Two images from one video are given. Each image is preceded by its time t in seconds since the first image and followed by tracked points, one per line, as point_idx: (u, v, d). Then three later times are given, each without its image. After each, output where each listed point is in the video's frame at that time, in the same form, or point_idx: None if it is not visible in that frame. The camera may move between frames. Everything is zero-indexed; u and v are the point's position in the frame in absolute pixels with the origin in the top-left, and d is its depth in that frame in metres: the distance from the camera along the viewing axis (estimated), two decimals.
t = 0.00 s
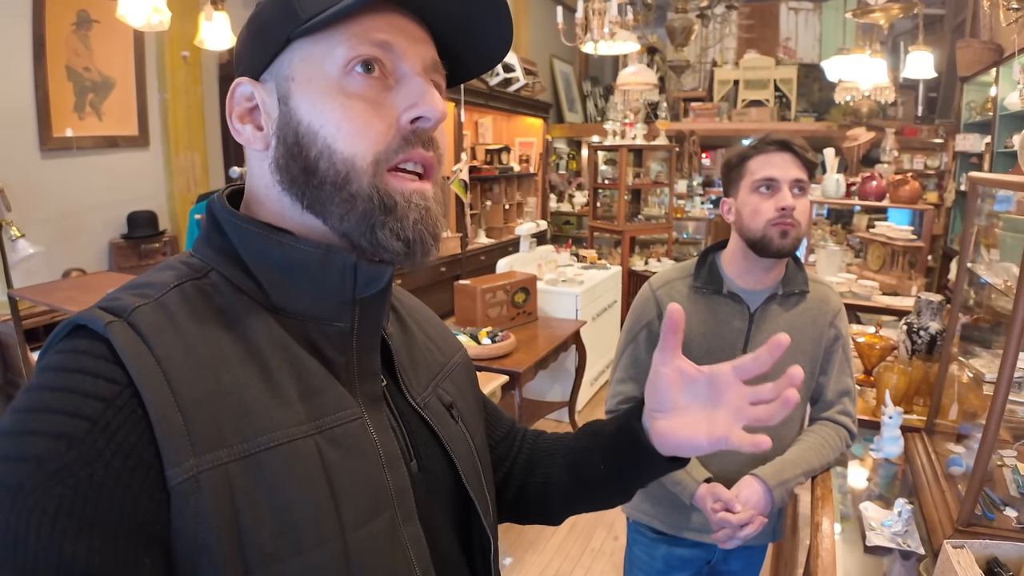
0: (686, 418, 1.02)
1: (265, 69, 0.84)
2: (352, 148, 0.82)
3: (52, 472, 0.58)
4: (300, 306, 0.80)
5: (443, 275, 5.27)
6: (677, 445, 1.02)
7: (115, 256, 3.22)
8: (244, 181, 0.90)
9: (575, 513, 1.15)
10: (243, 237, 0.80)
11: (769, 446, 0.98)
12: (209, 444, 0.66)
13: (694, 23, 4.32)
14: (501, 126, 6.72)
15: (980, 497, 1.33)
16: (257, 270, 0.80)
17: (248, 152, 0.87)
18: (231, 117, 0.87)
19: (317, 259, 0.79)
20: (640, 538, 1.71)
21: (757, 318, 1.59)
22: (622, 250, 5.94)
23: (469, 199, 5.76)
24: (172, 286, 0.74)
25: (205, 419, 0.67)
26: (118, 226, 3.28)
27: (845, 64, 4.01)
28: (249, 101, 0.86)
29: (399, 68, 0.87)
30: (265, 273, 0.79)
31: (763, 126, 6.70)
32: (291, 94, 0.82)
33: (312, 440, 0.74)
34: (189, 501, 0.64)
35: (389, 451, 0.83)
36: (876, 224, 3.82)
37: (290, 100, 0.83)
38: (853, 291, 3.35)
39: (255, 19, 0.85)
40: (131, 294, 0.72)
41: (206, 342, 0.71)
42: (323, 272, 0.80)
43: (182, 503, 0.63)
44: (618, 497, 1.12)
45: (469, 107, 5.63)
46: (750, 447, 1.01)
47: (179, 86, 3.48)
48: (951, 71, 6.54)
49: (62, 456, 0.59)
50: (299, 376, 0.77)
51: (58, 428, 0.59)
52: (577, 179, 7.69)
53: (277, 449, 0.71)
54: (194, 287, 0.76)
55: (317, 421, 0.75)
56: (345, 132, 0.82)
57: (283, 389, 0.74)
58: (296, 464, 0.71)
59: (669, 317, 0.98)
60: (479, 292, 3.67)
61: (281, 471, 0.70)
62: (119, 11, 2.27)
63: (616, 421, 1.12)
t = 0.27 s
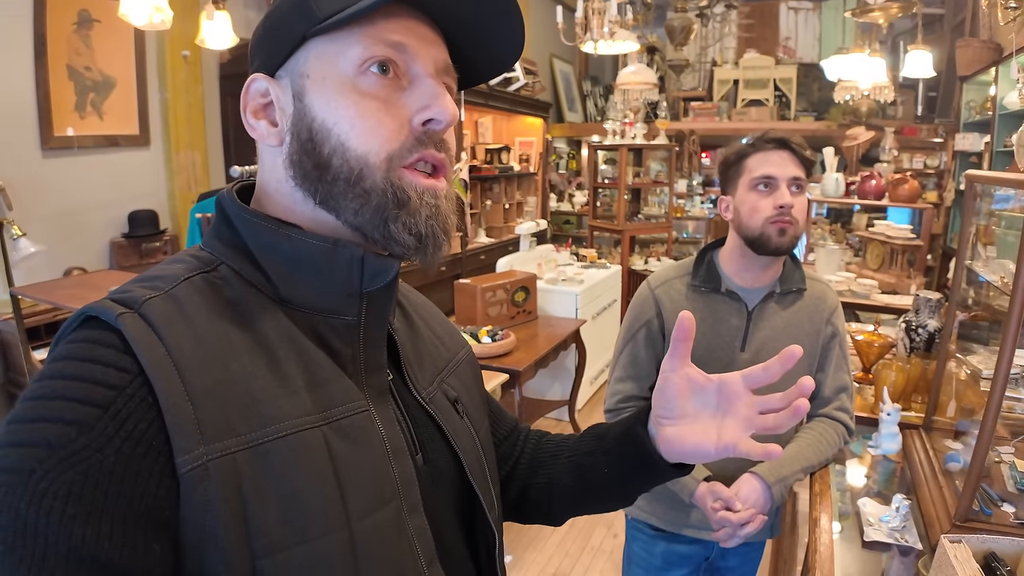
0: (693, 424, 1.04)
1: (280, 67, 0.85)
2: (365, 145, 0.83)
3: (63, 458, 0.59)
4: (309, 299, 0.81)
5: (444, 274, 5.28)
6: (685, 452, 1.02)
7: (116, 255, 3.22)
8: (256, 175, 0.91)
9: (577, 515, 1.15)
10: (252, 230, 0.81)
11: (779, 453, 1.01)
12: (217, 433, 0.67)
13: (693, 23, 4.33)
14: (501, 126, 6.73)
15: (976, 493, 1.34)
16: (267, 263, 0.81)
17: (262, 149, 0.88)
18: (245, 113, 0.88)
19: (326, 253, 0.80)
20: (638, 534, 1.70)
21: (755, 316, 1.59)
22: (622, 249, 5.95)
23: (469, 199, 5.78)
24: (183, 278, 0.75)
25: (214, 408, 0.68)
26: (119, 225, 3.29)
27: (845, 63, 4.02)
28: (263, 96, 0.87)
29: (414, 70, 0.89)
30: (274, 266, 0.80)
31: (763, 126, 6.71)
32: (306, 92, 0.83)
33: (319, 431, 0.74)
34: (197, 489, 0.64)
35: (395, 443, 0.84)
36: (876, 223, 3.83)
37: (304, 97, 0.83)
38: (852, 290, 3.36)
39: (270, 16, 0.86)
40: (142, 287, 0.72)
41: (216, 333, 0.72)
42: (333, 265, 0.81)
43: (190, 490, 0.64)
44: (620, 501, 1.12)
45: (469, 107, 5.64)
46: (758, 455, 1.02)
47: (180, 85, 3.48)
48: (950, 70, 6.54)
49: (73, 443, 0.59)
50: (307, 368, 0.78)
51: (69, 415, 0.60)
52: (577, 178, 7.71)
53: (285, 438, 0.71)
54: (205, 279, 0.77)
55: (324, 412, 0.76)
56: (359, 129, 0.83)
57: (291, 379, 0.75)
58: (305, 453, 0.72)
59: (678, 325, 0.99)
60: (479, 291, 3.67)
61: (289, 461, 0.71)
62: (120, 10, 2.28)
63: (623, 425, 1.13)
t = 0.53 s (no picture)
0: (702, 450, 1.04)
1: (285, 71, 0.84)
2: (368, 151, 0.82)
3: (65, 454, 0.58)
4: (310, 301, 0.81)
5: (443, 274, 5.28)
6: (691, 477, 1.03)
7: (115, 255, 3.22)
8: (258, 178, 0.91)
9: (573, 527, 1.14)
10: (253, 232, 0.81)
11: (788, 488, 0.99)
12: (217, 431, 0.67)
13: (693, 23, 4.32)
14: (500, 126, 6.73)
15: (975, 494, 1.34)
16: (267, 264, 0.80)
17: (267, 151, 0.88)
18: (251, 115, 0.87)
19: (326, 254, 0.80)
20: (634, 537, 1.70)
21: (752, 317, 1.58)
22: (622, 249, 5.95)
23: (468, 199, 5.77)
24: (183, 278, 0.75)
25: (215, 405, 0.67)
26: (117, 225, 3.28)
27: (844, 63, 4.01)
28: (268, 100, 0.86)
29: (420, 78, 0.88)
30: (275, 267, 0.80)
31: (763, 126, 6.70)
32: (311, 97, 0.83)
33: (319, 430, 0.74)
34: (197, 486, 0.64)
35: (393, 443, 0.83)
36: (875, 223, 3.82)
37: (309, 102, 0.83)
38: (852, 290, 3.36)
39: (277, 20, 0.85)
40: (143, 287, 0.72)
41: (216, 332, 0.72)
42: (333, 266, 0.80)
43: (190, 488, 0.64)
44: (613, 519, 1.12)
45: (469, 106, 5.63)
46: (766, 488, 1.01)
47: (179, 85, 3.48)
48: (950, 70, 6.54)
49: (74, 440, 0.59)
50: (306, 368, 0.77)
51: (70, 412, 0.60)
52: (577, 178, 7.70)
53: (285, 437, 0.71)
54: (206, 279, 0.76)
55: (324, 412, 0.76)
56: (363, 135, 0.82)
57: (290, 378, 0.75)
58: (305, 452, 0.72)
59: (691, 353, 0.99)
60: (478, 291, 3.67)
61: (288, 459, 0.71)
62: (117, 10, 2.27)
63: (627, 445, 1.13)
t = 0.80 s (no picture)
0: (694, 459, 1.03)
1: (283, 79, 0.84)
2: (366, 159, 0.82)
3: (63, 462, 0.58)
4: (306, 309, 0.80)
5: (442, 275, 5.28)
6: (682, 485, 1.02)
7: (112, 256, 3.21)
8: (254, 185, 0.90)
9: (564, 536, 1.13)
10: (249, 239, 0.80)
11: (778, 490, 0.97)
12: (215, 438, 0.66)
13: (692, 23, 4.32)
14: (499, 126, 6.72)
15: (974, 499, 1.32)
16: (263, 271, 0.79)
17: (263, 159, 0.87)
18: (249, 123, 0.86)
19: (322, 262, 0.79)
20: (631, 541, 1.68)
21: (749, 321, 1.56)
22: (621, 249, 5.94)
23: (467, 199, 5.77)
24: (181, 286, 0.74)
25: (213, 412, 0.67)
26: (115, 226, 3.27)
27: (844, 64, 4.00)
28: (266, 108, 0.85)
29: (418, 87, 0.87)
30: (271, 274, 0.79)
31: (762, 126, 6.70)
32: (308, 106, 0.82)
33: (316, 437, 0.73)
34: (195, 494, 0.63)
35: (389, 450, 0.82)
36: (875, 224, 3.81)
37: (306, 110, 0.82)
38: (851, 292, 3.35)
39: (275, 29, 0.85)
40: (140, 294, 0.71)
41: (213, 339, 0.71)
42: (328, 274, 0.79)
43: (188, 495, 0.63)
44: (605, 527, 1.11)
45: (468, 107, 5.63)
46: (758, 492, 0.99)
47: (177, 86, 3.47)
48: (950, 70, 6.53)
49: (72, 448, 0.58)
50: (303, 375, 0.76)
51: (69, 419, 0.59)
52: (576, 179, 7.70)
53: (283, 444, 0.70)
54: (204, 286, 0.75)
55: (321, 419, 0.75)
56: (360, 144, 0.82)
57: (287, 385, 0.74)
58: (303, 459, 0.71)
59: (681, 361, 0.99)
60: (476, 292, 3.66)
61: (286, 466, 0.70)
62: (113, 11, 2.26)
63: (619, 453, 1.12)
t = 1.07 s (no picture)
0: (687, 459, 1.02)
1: (279, 82, 0.83)
2: (363, 164, 0.81)
3: (55, 467, 0.57)
4: (299, 313, 0.79)
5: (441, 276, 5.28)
6: (676, 486, 1.01)
7: (111, 257, 3.21)
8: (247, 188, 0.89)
9: (559, 539, 1.13)
10: (243, 242, 0.79)
11: (773, 489, 0.97)
12: (209, 442, 0.65)
13: (691, 23, 4.31)
14: (499, 126, 6.72)
15: (973, 502, 1.32)
16: (256, 275, 0.79)
17: (257, 162, 0.86)
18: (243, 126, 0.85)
19: (316, 265, 0.78)
20: (629, 542, 1.68)
21: (746, 322, 1.55)
22: (621, 249, 5.94)
23: (467, 199, 5.77)
24: (173, 289, 0.73)
25: (206, 415, 0.66)
26: (114, 226, 3.27)
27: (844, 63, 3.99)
28: (261, 111, 0.84)
29: (416, 92, 0.87)
30: (264, 278, 0.78)
31: (762, 126, 6.69)
32: (305, 110, 0.81)
33: (310, 441, 0.73)
34: (190, 498, 0.63)
35: (384, 453, 0.82)
36: (875, 224, 3.80)
37: (303, 114, 0.81)
38: (850, 292, 3.34)
39: (271, 32, 0.84)
40: (133, 298, 0.71)
41: (206, 343, 0.70)
42: (323, 277, 0.79)
43: (182, 499, 0.63)
44: (599, 529, 1.11)
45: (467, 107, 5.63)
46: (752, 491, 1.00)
47: (176, 86, 3.47)
48: (950, 70, 6.52)
49: (65, 452, 0.58)
50: (297, 378, 0.76)
51: (61, 423, 0.58)
52: (576, 179, 7.70)
53: (277, 447, 0.70)
54: (196, 291, 0.75)
55: (315, 422, 0.74)
56: (357, 148, 0.81)
57: (281, 388, 0.73)
58: (297, 462, 0.71)
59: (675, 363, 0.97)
60: (475, 292, 3.65)
61: (280, 469, 0.69)
62: (111, 11, 2.26)
63: (612, 454, 1.11)
